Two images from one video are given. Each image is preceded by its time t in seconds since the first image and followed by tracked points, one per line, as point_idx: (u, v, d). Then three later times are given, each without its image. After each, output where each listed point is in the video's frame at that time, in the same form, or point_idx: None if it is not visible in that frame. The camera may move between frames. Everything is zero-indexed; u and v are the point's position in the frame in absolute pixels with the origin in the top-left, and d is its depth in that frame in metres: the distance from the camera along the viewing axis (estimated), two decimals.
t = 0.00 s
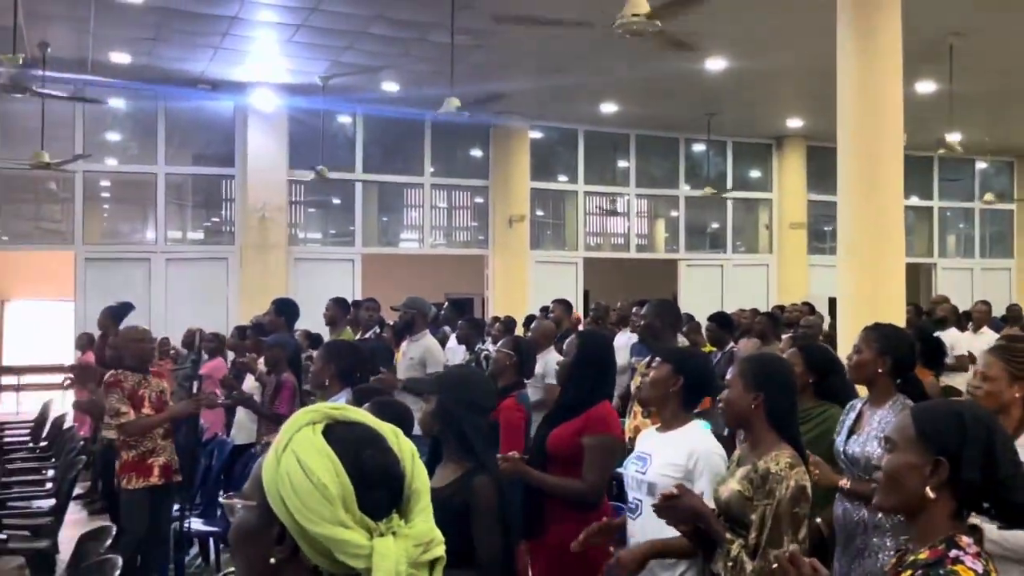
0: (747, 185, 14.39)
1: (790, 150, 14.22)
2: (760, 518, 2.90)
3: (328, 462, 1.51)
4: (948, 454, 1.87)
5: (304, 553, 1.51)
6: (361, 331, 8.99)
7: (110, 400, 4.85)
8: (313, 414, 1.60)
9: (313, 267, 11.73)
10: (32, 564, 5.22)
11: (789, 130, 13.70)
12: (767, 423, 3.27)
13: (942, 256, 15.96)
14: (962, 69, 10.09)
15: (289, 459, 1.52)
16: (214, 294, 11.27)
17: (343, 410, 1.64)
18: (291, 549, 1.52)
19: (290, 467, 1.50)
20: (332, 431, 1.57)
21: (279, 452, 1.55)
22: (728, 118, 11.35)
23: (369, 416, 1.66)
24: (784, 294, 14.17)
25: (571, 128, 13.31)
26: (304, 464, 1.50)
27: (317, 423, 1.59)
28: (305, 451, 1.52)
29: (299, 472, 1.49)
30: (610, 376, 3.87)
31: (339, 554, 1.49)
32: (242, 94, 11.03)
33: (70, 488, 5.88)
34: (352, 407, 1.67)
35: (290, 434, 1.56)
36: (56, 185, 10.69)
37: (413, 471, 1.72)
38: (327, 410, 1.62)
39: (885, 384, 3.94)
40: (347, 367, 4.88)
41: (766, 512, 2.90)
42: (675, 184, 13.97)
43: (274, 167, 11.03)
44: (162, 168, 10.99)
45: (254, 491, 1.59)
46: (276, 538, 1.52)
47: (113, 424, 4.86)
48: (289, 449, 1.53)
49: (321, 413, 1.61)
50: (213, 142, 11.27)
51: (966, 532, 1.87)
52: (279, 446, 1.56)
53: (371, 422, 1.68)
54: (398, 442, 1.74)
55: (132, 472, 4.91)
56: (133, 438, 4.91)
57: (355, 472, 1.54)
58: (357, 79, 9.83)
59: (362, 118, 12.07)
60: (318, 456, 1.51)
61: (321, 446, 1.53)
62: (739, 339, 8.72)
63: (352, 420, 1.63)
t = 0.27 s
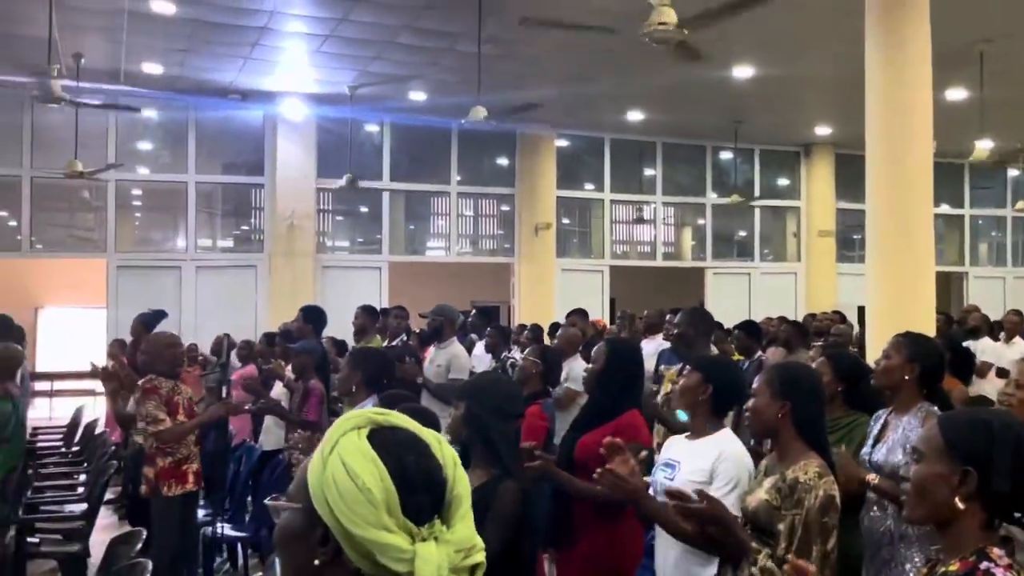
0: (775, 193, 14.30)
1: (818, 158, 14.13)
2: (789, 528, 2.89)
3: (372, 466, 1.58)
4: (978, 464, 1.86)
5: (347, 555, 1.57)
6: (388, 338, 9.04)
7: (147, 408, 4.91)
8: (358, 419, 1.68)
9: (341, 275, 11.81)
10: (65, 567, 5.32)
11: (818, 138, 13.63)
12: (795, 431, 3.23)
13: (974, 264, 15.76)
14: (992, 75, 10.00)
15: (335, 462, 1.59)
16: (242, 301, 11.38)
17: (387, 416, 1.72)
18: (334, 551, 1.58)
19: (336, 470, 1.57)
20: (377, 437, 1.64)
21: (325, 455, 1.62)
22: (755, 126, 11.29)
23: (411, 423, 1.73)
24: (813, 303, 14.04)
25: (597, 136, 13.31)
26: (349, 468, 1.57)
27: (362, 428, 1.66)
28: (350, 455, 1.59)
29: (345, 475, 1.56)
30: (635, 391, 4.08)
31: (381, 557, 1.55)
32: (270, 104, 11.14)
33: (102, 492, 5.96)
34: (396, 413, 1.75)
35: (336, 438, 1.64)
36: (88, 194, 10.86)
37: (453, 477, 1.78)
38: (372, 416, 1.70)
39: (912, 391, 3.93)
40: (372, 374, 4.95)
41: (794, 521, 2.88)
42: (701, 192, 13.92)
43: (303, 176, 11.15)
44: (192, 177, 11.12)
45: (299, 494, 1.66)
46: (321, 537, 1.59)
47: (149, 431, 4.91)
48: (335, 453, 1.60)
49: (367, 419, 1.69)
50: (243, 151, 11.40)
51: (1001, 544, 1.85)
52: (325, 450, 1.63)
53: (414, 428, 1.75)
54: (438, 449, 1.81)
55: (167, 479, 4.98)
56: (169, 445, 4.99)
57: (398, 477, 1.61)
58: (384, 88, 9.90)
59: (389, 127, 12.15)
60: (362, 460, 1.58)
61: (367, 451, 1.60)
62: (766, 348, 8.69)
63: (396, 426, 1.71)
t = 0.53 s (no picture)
0: (793, 200, 14.22)
1: (837, 165, 14.07)
2: (805, 534, 2.88)
3: (398, 468, 1.58)
4: (998, 473, 1.84)
5: (368, 555, 1.58)
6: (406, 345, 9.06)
7: (169, 415, 4.96)
8: (385, 424, 1.68)
9: (359, 282, 11.86)
10: (84, 570, 5.29)
11: (836, 144, 13.56)
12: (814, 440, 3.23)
13: (995, 272, 15.62)
14: (1013, 81, 9.92)
15: (361, 463, 1.59)
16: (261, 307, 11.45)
17: (415, 422, 1.72)
18: (355, 549, 1.60)
19: (363, 472, 1.57)
20: (404, 441, 1.65)
21: (351, 456, 1.62)
22: (773, 133, 11.24)
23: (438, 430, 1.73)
24: (832, 311, 13.95)
25: (614, 144, 13.30)
26: (376, 470, 1.57)
27: (390, 432, 1.66)
28: (377, 457, 1.60)
29: (371, 477, 1.56)
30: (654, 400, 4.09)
31: (401, 560, 1.55)
32: (289, 112, 11.21)
33: (122, 497, 5.96)
34: (423, 420, 1.75)
35: (364, 440, 1.64)
36: (110, 202, 10.97)
37: (478, 486, 1.78)
38: (399, 420, 1.70)
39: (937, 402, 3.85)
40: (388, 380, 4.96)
41: (811, 528, 2.87)
42: (719, 200, 13.87)
43: (322, 185, 11.23)
44: (212, 185, 11.22)
45: (325, 491, 1.68)
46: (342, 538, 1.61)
47: (169, 439, 4.96)
48: (362, 455, 1.61)
49: (394, 424, 1.69)
50: (262, 159, 11.48)
51: None
52: (352, 450, 1.63)
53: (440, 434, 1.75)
54: (463, 457, 1.81)
55: (181, 488, 5.03)
56: (185, 453, 5.03)
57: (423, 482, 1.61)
58: (402, 96, 9.95)
59: (406, 135, 12.18)
60: (389, 462, 1.59)
61: (393, 453, 1.61)
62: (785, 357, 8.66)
63: (423, 432, 1.71)
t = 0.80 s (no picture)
0: (800, 205, 14.18)
1: (843, 170, 13.99)
2: (817, 544, 2.86)
3: (390, 471, 1.59)
4: (1005, 485, 1.83)
5: (364, 560, 1.57)
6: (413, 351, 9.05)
7: (174, 422, 5.00)
8: (376, 430, 1.69)
9: (365, 288, 11.87)
10: None
11: (843, 149, 13.52)
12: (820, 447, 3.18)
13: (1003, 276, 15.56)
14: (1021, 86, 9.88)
15: (355, 467, 1.60)
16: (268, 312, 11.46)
17: (406, 426, 1.73)
18: (351, 557, 1.58)
19: (356, 477, 1.57)
20: (396, 446, 1.65)
21: (345, 463, 1.63)
22: (778, 138, 11.21)
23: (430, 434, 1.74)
24: (839, 316, 13.91)
25: (620, 149, 13.27)
26: (369, 475, 1.57)
27: (382, 437, 1.67)
28: (370, 462, 1.60)
29: (364, 481, 1.56)
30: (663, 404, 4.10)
31: (397, 562, 1.55)
32: (295, 119, 11.20)
33: (128, 503, 5.98)
34: (415, 423, 1.76)
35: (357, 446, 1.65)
36: (116, 208, 10.98)
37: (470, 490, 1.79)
38: (391, 425, 1.71)
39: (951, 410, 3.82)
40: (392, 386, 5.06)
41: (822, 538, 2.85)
42: (726, 204, 13.83)
43: (328, 191, 11.27)
44: (218, 192, 11.25)
45: (318, 500, 1.67)
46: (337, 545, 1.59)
47: (174, 446, 5.00)
48: (356, 460, 1.61)
49: (384, 429, 1.70)
50: (268, 165, 11.50)
51: None
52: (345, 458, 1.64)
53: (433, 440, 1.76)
54: (453, 460, 1.83)
55: (185, 495, 5.06)
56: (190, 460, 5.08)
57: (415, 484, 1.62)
58: (407, 103, 9.96)
59: (412, 141, 12.17)
60: (381, 467, 1.59)
61: (385, 457, 1.61)
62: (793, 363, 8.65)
63: (415, 436, 1.72)
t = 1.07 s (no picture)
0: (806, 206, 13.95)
1: (851, 169, 13.89)
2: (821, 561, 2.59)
3: (390, 480, 1.42)
4: (1014, 497, 1.74)
5: None
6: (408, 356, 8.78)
7: (163, 432, 4.73)
8: (376, 435, 1.51)
9: (360, 292, 11.57)
10: None
11: (851, 147, 13.28)
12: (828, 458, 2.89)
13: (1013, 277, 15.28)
14: None
15: (353, 475, 1.42)
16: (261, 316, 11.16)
17: (408, 433, 1.55)
18: (351, 570, 1.41)
19: (355, 486, 1.40)
20: (398, 451, 1.48)
21: (343, 471, 1.45)
22: (783, 137, 10.91)
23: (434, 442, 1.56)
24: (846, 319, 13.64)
25: (622, 148, 13.00)
26: (368, 482, 1.40)
27: (382, 444, 1.50)
28: (368, 470, 1.43)
29: (362, 490, 1.40)
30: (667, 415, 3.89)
31: None
32: (287, 116, 10.93)
33: (114, 515, 5.60)
34: (416, 429, 1.58)
35: (356, 452, 1.47)
36: (103, 209, 10.70)
37: (476, 503, 1.61)
38: (391, 432, 1.54)
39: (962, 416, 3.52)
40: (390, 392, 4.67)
41: (827, 553, 2.59)
42: (730, 204, 13.58)
43: (322, 192, 11.01)
44: (208, 193, 10.96)
45: (317, 509, 1.50)
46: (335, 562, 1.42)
47: (160, 457, 4.71)
48: (354, 466, 1.44)
49: (384, 435, 1.52)
50: (259, 164, 11.20)
51: None
52: (342, 466, 1.46)
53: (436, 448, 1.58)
54: (461, 469, 1.65)
55: (172, 507, 4.77)
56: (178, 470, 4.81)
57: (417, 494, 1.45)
58: (403, 100, 9.69)
59: (407, 140, 11.91)
60: (381, 474, 1.42)
61: (384, 463, 1.44)
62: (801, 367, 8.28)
63: (417, 443, 1.54)
